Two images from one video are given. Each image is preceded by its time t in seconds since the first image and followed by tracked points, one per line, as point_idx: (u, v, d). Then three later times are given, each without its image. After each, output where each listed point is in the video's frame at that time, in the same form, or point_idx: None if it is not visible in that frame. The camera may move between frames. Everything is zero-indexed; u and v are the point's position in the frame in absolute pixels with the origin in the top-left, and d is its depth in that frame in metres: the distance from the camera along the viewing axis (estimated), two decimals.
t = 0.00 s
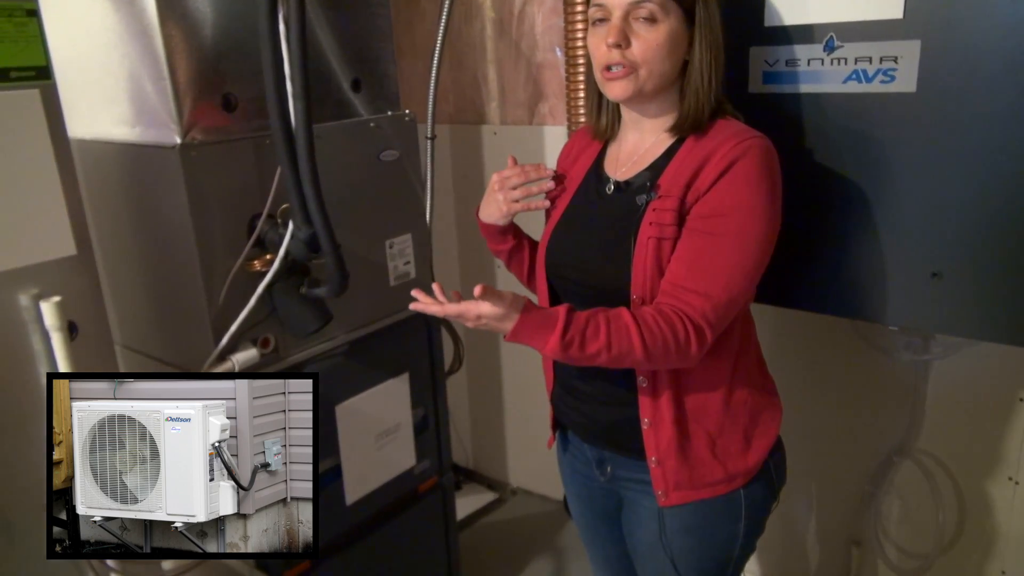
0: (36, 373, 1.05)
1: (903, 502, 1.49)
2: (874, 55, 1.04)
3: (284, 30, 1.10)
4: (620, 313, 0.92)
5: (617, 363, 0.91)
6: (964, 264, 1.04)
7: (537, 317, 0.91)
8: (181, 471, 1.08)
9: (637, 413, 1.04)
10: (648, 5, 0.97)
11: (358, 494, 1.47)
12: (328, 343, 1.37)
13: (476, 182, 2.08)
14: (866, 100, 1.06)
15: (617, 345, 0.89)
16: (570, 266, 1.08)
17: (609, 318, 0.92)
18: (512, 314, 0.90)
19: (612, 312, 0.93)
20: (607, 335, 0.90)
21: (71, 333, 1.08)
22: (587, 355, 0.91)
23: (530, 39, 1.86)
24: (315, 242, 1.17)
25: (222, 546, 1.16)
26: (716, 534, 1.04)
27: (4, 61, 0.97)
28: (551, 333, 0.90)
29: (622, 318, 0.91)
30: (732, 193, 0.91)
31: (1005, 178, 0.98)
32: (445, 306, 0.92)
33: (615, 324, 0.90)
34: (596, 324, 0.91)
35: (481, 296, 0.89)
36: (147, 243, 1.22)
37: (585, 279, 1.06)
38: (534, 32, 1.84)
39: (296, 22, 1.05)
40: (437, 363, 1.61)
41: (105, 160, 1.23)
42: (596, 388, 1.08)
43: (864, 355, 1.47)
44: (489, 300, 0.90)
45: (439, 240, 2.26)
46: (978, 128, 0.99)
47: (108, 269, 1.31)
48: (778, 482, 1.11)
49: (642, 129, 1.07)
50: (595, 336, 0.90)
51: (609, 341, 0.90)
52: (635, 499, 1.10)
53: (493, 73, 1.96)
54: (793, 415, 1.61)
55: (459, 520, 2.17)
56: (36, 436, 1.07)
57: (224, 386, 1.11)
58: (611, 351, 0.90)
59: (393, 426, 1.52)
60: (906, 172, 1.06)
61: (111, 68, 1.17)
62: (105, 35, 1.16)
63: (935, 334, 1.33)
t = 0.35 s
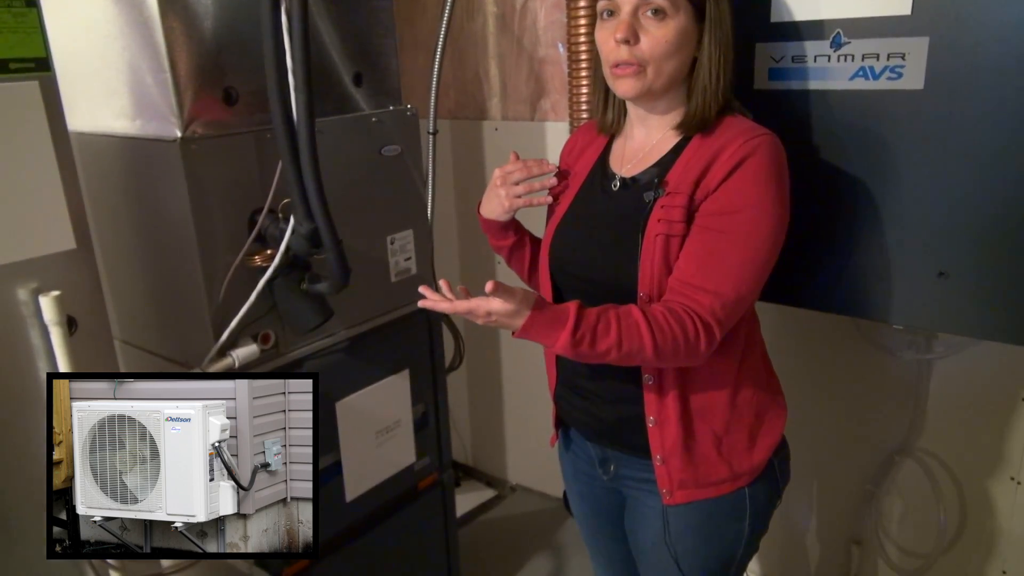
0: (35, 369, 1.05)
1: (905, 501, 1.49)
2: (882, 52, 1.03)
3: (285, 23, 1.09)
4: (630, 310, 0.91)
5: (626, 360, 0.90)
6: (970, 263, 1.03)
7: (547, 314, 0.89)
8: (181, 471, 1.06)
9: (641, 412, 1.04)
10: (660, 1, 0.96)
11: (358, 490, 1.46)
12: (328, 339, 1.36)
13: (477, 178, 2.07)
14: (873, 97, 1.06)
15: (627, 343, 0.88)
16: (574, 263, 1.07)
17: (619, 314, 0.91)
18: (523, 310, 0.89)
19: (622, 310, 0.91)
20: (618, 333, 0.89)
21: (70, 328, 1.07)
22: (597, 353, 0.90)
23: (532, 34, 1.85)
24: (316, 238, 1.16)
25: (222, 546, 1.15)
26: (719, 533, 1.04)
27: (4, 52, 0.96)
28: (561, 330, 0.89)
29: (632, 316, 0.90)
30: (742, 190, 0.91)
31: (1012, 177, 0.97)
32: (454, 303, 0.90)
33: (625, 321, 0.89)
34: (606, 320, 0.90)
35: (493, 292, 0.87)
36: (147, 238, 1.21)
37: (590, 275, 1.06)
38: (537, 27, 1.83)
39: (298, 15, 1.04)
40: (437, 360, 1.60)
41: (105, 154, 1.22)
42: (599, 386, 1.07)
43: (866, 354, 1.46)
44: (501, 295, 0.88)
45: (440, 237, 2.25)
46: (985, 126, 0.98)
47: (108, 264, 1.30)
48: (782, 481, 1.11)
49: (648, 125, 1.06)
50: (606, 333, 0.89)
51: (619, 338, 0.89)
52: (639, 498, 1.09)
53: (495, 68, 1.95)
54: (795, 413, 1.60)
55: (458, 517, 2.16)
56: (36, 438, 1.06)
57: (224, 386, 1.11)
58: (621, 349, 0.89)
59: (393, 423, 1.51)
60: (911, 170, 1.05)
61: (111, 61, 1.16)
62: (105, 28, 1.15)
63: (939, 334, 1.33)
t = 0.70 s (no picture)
0: (35, 363, 1.04)
1: (907, 501, 1.48)
2: (890, 49, 1.02)
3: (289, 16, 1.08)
4: (643, 294, 0.90)
5: (634, 346, 0.89)
6: (977, 262, 1.03)
7: (564, 280, 0.87)
8: (181, 471, 1.05)
9: (646, 410, 1.03)
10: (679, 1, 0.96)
11: (359, 487, 1.45)
12: (330, 335, 1.35)
13: (479, 174, 2.07)
14: (880, 95, 1.05)
15: (636, 328, 0.87)
16: (578, 260, 1.07)
17: (630, 295, 0.89)
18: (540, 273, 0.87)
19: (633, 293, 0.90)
20: (629, 313, 0.87)
21: (71, 323, 1.07)
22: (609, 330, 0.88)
23: (535, 30, 1.84)
24: (319, 233, 1.15)
25: (222, 545, 1.14)
26: (723, 532, 1.03)
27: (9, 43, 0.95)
28: (573, 302, 0.87)
29: (643, 299, 0.89)
30: (751, 183, 0.90)
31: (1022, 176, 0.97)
32: (473, 251, 0.88)
33: (635, 304, 0.88)
34: (617, 300, 0.88)
35: (516, 244, 0.85)
36: (148, 232, 1.21)
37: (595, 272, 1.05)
38: (540, 24, 1.82)
39: (303, 9, 1.03)
40: (438, 356, 1.59)
41: (106, 147, 1.21)
42: (602, 383, 1.07)
43: (870, 352, 1.45)
44: (523, 250, 0.87)
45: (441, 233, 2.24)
46: (993, 124, 0.97)
47: (108, 258, 1.30)
48: (785, 481, 1.10)
49: (654, 122, 1.06)
50: (619, 312, 0.88)
51: (631, 320, 0.87)
52: (641, 497, 1.09)
53: (498, 64, 1.94)
54: (797, 412, 1.60)
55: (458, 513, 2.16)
56: (37, 434, 1.05)
57: (224, 386, 1.08)
58: (630, 330, 0.88)
59: (394, 419, 1.50)
60: (919, 168, 1.04)
61: (113, 53, 1.15)
62: (107, 20, 1.14)
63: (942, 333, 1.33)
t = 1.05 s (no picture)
0: (45, 358, 1.05)
1: (903, 496, 1.50)
2: (887, 49, 1.04)
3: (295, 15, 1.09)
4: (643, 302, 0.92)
5: (635, 354, 0.91)
6: (973, 259, 1.04)
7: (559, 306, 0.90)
8: (181, 471, 1.05)
9: (645, 406, 1.04)
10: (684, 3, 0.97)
11: (361, 481, 1.47)
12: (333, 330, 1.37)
13: (480, 171, 2.08)
14: (877, 95, 1.06)
15: (637, 338, 0.89)
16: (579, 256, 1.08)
17: (629, 308, 0.91)
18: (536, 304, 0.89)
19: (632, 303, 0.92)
20: (628, 329, 0.89)
21: (77, 315, 1.07)
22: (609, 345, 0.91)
23: (536, 29, 1.85)
24: (323, 230, 1.17)
25: (222, 546, 1.13)
26: (721, 525, 1.05)
27: (17, 41, 0.97)
28: (573, 326, 0.89)
29: (643, 307, 0.90)
30: (749, 183, 0.92)
31: (1018, 175, 0.98)
32: (467, 301, 0.91)
33: (635, 314, 0.90)
34: (618, 314, 0.90)
35: (506, 290, 0.87)
36: (154, 229, 1.22)
37: (596, 269, 1.06)
38: (541, 21, 1.84)
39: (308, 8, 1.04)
40: (440, 352, 1.61)
41: (112, 145, 1.23)
42: (602, 378, 1.08)
43: (868, 348, 1.47)
44: (514, 293, 0.88)
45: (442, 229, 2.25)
46: (988, 123, 0.99)
47: (114, 254, 1.31)
48: (783, 475, 1.11)
49: (655, 121, 1.07)
50: (619, 324, 0.89)
51: (630, 331, 0.89)
52: (641, 491, 1.10)
53: (498, 62, 1.96)
54: (795, 408, 1.61)
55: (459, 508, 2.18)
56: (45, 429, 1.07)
57: (224, 386, 1.08)
58: (631, 343, 0.90)
59: (396, 414, 1.52)
60: (915, 167, 1.06)
61: (120, 51, 1.17)
62: (113, 19, 1.15)
63: (938, 329, 1.34)
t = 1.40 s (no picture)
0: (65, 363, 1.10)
1: (895, 505, 1.54)
2: (875, 73, 1.09)
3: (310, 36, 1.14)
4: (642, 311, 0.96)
5: (634, 362, 0.95)
6: (959, 274, 1.09)
7: (561, 315, 0.94)
8: (181, 470, 1.11)
9: (644, 413, 1.08)
10: (687, 31, 1.02)
11: (367, 487, 1.51)
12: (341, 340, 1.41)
13: (483, 185, 2.13)
14: (866, 117, 1.11)
15: (635, 346, 0.93)
16: (581, 268, 1.13)
17: (629, 317, 0.96)
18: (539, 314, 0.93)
19: (632, 314, 0.97)
20: (627, 335, 0.93)
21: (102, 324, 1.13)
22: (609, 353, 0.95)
23: (538, 47, 1.90)
24: (334, 242, 1.21)
25: (222, 545, 1.19)
26: (717, 529, 1.09)
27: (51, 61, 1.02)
28: (574, 332, 0.93)
29: (642, 318, 0.95)
30: (744, 199, 0.96)
31: (1000, 194, 1.03)
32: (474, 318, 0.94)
33: (634, 325, 0.94)
34: (617, 322, 0.95)
35: (512, 307, 0.91)
36: (169, 240, 1.26)
37: (598, 281, 1.11)
38: (543, 40, 1.89)
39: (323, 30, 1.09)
40: (443, 361, 1.65)
41: (129, 159, 1.27)
42: (603, 387, 1.12)
43: (861, 360, 1.51)
44: (520, 308, 0.92)
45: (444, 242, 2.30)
46: (972, 144, 1.03)
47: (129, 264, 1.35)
48: (777, 480, 1.15)
49: (655, 140, 1.12)
50: (619, 334, 0.94)
51: (629, 341, 0.93)
52: (640, 496, 1.14)
53: (501, 79, 2.01)
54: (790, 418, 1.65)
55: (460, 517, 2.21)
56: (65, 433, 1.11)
57: (224, 386, 1.14)
58: (629, 351, 0.94)
59: (400, 422, 1.55)
60: (903, 186, 1.11)
61: (138, 69, 1.21)
62: (132, 38, 1.20)
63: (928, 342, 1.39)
